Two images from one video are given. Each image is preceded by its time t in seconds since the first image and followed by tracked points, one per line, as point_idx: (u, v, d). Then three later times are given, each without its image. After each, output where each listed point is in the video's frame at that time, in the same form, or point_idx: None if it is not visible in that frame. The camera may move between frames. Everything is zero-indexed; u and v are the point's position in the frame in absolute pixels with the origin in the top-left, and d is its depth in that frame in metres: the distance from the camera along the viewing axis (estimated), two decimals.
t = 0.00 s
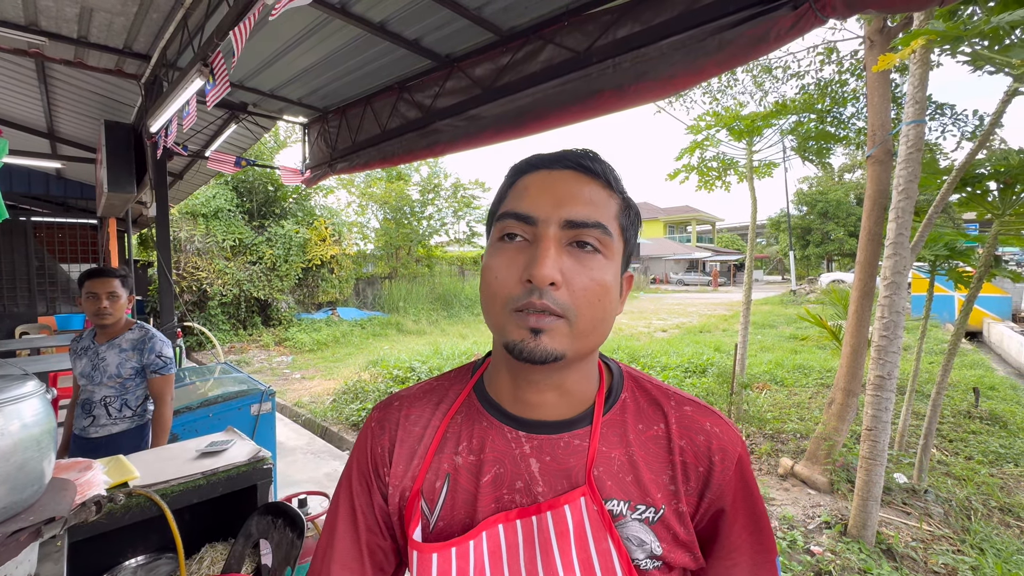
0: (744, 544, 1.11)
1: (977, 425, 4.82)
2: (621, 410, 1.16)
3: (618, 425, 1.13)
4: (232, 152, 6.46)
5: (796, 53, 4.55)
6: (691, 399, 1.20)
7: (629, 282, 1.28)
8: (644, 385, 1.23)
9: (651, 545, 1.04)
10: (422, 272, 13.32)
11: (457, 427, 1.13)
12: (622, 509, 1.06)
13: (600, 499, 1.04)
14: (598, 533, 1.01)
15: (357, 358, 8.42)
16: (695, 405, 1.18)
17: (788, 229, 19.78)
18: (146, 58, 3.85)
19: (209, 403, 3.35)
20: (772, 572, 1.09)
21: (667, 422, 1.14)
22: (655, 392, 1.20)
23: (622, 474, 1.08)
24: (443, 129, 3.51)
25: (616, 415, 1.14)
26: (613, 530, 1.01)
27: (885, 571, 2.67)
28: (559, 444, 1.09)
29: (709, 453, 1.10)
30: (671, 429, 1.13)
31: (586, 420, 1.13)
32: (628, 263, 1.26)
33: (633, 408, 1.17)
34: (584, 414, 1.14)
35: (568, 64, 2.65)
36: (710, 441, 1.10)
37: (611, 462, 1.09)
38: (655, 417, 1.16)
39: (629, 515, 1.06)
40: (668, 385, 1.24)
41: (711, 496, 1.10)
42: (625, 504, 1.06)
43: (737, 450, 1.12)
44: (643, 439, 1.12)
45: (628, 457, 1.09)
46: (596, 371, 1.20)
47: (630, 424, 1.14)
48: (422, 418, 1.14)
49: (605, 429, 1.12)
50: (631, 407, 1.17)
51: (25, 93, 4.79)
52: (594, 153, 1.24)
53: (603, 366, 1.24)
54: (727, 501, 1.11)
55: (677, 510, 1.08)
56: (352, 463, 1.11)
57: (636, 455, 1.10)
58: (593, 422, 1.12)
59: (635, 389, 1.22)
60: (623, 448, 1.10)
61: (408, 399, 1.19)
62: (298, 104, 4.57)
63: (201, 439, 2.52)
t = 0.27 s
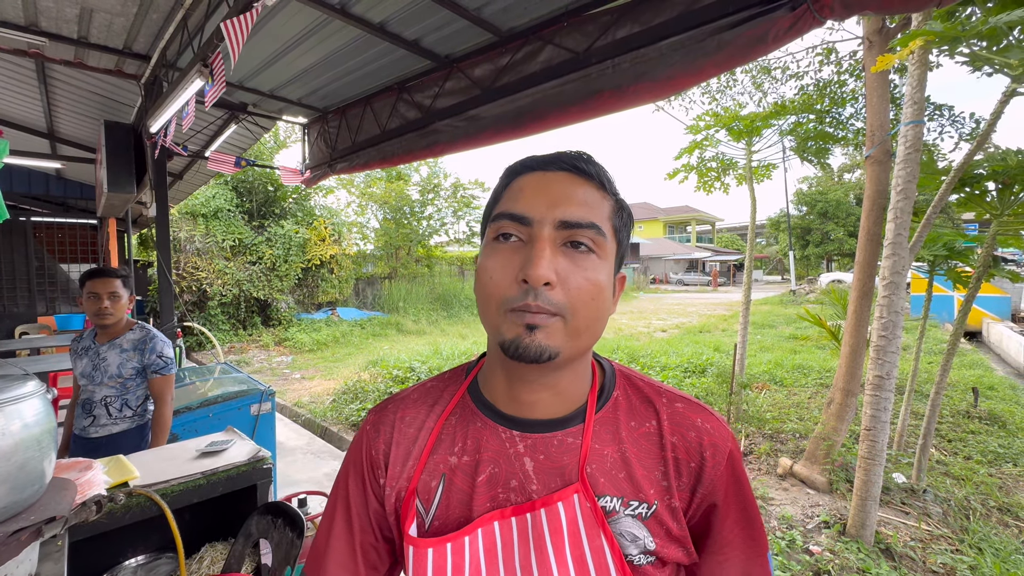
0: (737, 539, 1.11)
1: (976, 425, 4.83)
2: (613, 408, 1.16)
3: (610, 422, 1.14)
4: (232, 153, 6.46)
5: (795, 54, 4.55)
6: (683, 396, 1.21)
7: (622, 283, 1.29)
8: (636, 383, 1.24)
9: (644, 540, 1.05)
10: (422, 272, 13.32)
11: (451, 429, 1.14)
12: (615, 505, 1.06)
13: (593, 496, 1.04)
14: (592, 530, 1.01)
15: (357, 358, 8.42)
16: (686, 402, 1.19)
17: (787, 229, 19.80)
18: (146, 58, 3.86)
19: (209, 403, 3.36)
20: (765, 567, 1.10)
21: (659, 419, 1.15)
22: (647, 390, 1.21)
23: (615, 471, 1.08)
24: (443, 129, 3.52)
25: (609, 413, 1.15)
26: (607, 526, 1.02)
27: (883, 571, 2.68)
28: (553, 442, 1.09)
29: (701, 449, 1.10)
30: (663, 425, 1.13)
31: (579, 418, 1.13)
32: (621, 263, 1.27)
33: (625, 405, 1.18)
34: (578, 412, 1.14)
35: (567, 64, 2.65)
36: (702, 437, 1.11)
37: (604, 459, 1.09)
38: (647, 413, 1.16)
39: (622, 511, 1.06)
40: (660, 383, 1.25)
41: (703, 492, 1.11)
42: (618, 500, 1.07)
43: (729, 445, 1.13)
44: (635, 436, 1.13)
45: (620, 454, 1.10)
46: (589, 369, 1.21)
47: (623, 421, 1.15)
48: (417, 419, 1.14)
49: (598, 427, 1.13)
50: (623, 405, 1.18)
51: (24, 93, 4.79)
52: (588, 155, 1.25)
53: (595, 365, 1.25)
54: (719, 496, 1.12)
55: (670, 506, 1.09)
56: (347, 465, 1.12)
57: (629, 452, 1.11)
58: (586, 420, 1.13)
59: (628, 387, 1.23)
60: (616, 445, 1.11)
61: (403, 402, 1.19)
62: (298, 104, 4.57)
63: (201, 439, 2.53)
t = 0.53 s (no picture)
0: (729, 539, 1.11)
1: (975, 424, 4.83)
2: (605, 408, 1.17)
3: (602, 422, 1.14)
4: (231, 152, 6.46)
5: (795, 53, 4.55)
6: (676, 397, 1.21)
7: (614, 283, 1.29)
8: (629, 383, 1.25)
9: (636, 541, 1.05)
10: (422, 272, 13.32)
11: (444, 427, 1.14)
12: (607, 506, 1.06)
13: (586, 496, 1.04)
14: (585, 530, 1.01)
15: (356, 358, 8.41)
16: (679, 402, 1.19)
17: (787, 229, 19.81)
18: (145, 57, 3.85)
19: (208, 402, 3.35)
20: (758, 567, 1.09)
21: (650, 420, 1.15)
22: (639, 390, 1.22)
23: (607, 471, 1.09)
24: (442, 129, 3.51)
25: (601, 412, 1.16)
26: (600, 527, 1.01)
27: (883, 570, 2.68)
28: (545, 442, 1.10)
29: (693, 450, 1.10)
30: (655, 425, 1.14)
31: (571, 418, 1.14)
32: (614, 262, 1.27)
33: (617, 405, 1.19)
34: (569, 412, 1.15)
35: (566, 64, 2.65)
36: (694, 437, 1.11)
37: (596, 459, 1.09)
38: (639, 414, 1.17)
39: (614, 511, 1.06)
40: (652, 383, 1.26)
41: (696, 492, 1.10)
42: (610, 501, 1.07)
43: (721, 445, 1.13)
44: (627, 436, 1.13)
45: (611, 454, 1.11)
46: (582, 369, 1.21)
47: (615, 421, 1.15)
48: (411, 417, 1.15)
49: (590, 427, 1.13)
50: (615, 405, 1.18)
51: (23, 92, 4.78)
52: (580, 154, 1.24)
53: (588, 364, 1.26)
54: (712, 497, 1.11)
55: (662, 506, 1.09)
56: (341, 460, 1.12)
57: (621, 452, 1.11)
58: (578, 420, 1.14)
59: (620, 387, 1.23)
60: (608, 445, 1.12)
61: (397, 399, 1.19)
62: (297, 103, 4.57)
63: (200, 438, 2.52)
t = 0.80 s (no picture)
0: (723, 540, 1.10)
1: (975, 423, 4.84)
2: (597, 406, 1.17)
3: (593, 421, 1.15)
4: (230, 151, 6.45)
5: (795, 53, 4.54)
6: (668, 395, 1.22)
7: (605, 281, 1.29)
8: (621, 381, 1.25)
9: (625, 539, 1.06)
10: (421, 271, 13.32)
11: (440, 421, 1.16)
12: (596, 504, 1.07)
13: (577, 495, 1.04)
14: (575, 529, 1.02)
15: (356, 357, 8.41)
16: (671, 401, 1.19)
17: (786, 228, 19.81)
18: (145, 56, 3.84)
19: (208, 402, 3.35)
20: (753, 568, 1.08)
21: (642, 418, 1.16)
22: (631, 388, 1.22)
23: (598, 470, 1.09)
24: (442, 128, 3.51)
25: (592, 411, 1.16)
26: (590, 526, 1.02)
27: (883, 569, 2.68)
28: (536, 439, 1.10)
29: (684, 448, 1.11)
30: (646, 424, 1.14)
31: (562, 416, 1.14)
32: (603, 260, 1.27)
33: (609, 404, 1.19)
34: (561, 410, 1.15)
35: (566, 63, 2.65)
36: (685, 436, 1.11)
37: (587, 457, 1.10)
38: (630, 413, 1.17)
39: (604, 509, 1.07)
40: (645, 381, 1.26)
41: (687, 490, 1.11)
42: (600, 499, 1.07)
43: (713, 444, 1.13)
44: (618, 435, 1.14)
45: (602, 452, 1.11)
46: (573, 368, 1.21)
47: (606, 419, 1.15)
48: (409, 407, 1.18)
49: (581, 425, 1.13)
50: (607, 404, 1.19)
51: (22, 91, 4.77)
52: (566, 152, 1.23)
53: (580, 363, 1.26)
54: (703, 495, 1.12)
55: (653, 504, 1.09)
56: (340, 443, 1.15)
57: (611, 450, 1.11)
58: (569, 418, 1.14)
59: (612, 386, 1.23)
60: (598, 444, 1.12)
61: (397, 390, 1.23)
62: (296, 102, 4.56)
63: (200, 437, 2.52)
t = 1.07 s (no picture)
0: (722, 537, 1.10)
1: (974, 422, 4.84)
2: (598, 404, 1.17)
3: (594, 418, 1.14)
4: (229, 150, 6.43)
5: (795, 51, 4.53)
6: (668, 393, 1.22)
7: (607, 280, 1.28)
8: (621, 379, 1.25)
9: (627, 536, 1.05)
10: (421, 270, 13.31)
11: (440, 417, 1.16)
12: (597, 501, 1.06)
13: (579, 494, 1.04)
14: (577, 528, 1.00)
15: (355, 356, 8.40)
16: (671, 398, 1.20)
17: (786, 227, 19.81)
18: (142, 54, 3.83)
19: (206, 401, 3.34)
20: (751, 566, 1.08)
21: (643, 416, 1.15)
22: (631, 386, 1.22)
23: (599, 467, 1.08)
24: (441, 126, 3.50)
25: (593, 408, 1.15)
26: (592, 525, 1.01)
27: (882, 569, 2.68)
28: (537, 437, 1.10)
29: (684, 445, 1.10)
30: (647, 421, 1.14)
31: (562, 414, 1.13)
32: (606, 259, 1.26)
33: (609, 402, 1.18)
34: (562, 408, 1.15)
35: (566, 61, 2.64)
36: (685, 433, 1.11)
37: (588, 454, 1.09)
38: (631, 410, 1.17)
39: (605, 506, 1.06)
40: (645, 379, 1.26)
41: (687, 487, 1.10)
42: (601, 496, 1.06)
43: (713, 441, 1.13)
44: (619, 432, 1.13)
45: (603, 449, 1.10)
46: (574, 365, 1.21)
47: (607, 417, 1.15)
48: (411, 401, 1.19)
49: (582, 423, 1.13)
50: (608, 402, 1.18)
51: (20, 89, 4.76)
52: (570, 149, 1.23)
53: (580, 361, 1.25)
54: (704, 492, 1.11)
55: (654, 502, 1.08)
56: (341, 432, 1.16)
57: (613, 448, 1.11)
58: (571, 416, 1.13)
59: (613, 383, 1.23)
60: (599, 441, 1.11)
61: (398, 385, 1.25)
62: (295, 100, 4.55)
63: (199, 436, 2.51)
